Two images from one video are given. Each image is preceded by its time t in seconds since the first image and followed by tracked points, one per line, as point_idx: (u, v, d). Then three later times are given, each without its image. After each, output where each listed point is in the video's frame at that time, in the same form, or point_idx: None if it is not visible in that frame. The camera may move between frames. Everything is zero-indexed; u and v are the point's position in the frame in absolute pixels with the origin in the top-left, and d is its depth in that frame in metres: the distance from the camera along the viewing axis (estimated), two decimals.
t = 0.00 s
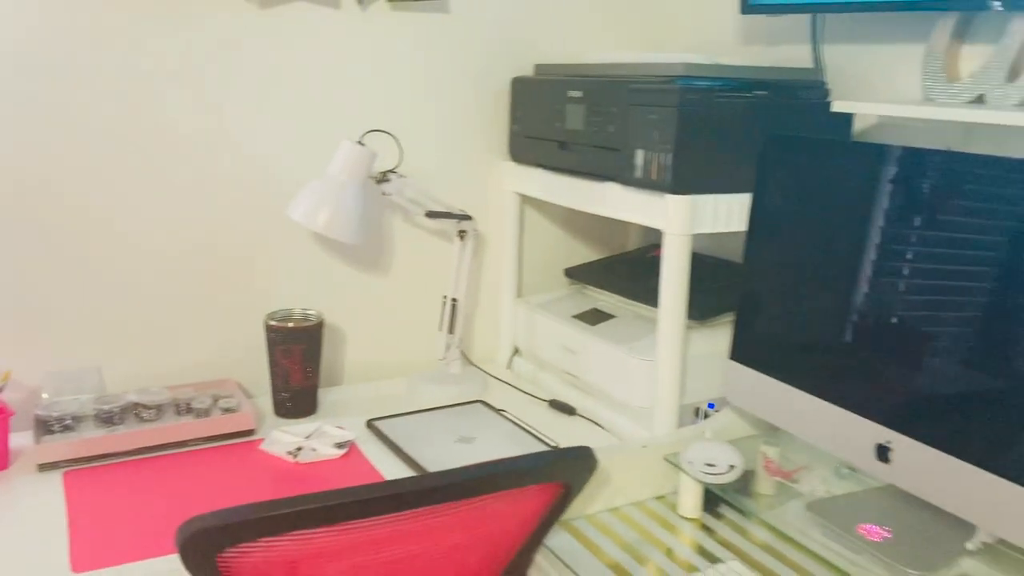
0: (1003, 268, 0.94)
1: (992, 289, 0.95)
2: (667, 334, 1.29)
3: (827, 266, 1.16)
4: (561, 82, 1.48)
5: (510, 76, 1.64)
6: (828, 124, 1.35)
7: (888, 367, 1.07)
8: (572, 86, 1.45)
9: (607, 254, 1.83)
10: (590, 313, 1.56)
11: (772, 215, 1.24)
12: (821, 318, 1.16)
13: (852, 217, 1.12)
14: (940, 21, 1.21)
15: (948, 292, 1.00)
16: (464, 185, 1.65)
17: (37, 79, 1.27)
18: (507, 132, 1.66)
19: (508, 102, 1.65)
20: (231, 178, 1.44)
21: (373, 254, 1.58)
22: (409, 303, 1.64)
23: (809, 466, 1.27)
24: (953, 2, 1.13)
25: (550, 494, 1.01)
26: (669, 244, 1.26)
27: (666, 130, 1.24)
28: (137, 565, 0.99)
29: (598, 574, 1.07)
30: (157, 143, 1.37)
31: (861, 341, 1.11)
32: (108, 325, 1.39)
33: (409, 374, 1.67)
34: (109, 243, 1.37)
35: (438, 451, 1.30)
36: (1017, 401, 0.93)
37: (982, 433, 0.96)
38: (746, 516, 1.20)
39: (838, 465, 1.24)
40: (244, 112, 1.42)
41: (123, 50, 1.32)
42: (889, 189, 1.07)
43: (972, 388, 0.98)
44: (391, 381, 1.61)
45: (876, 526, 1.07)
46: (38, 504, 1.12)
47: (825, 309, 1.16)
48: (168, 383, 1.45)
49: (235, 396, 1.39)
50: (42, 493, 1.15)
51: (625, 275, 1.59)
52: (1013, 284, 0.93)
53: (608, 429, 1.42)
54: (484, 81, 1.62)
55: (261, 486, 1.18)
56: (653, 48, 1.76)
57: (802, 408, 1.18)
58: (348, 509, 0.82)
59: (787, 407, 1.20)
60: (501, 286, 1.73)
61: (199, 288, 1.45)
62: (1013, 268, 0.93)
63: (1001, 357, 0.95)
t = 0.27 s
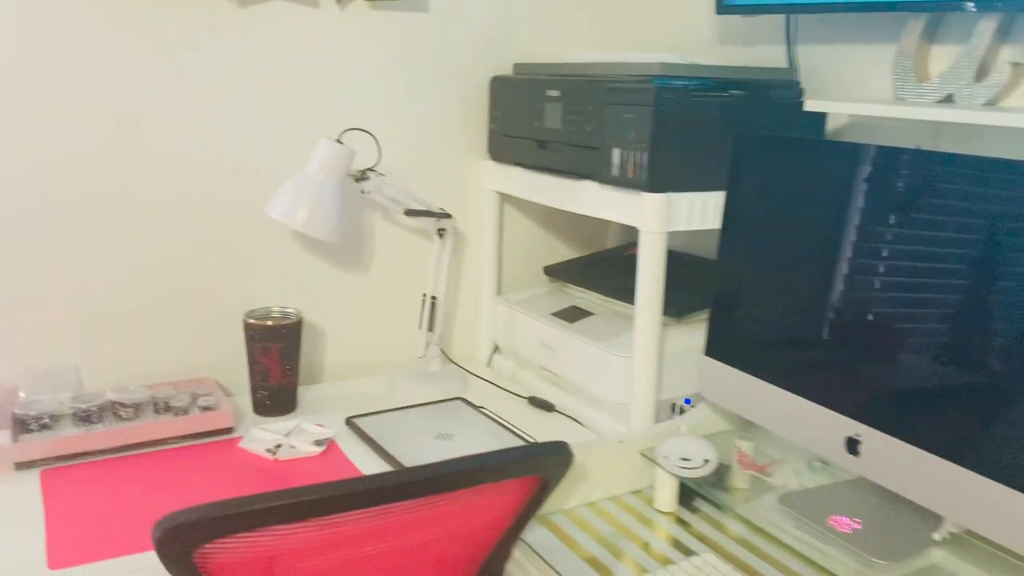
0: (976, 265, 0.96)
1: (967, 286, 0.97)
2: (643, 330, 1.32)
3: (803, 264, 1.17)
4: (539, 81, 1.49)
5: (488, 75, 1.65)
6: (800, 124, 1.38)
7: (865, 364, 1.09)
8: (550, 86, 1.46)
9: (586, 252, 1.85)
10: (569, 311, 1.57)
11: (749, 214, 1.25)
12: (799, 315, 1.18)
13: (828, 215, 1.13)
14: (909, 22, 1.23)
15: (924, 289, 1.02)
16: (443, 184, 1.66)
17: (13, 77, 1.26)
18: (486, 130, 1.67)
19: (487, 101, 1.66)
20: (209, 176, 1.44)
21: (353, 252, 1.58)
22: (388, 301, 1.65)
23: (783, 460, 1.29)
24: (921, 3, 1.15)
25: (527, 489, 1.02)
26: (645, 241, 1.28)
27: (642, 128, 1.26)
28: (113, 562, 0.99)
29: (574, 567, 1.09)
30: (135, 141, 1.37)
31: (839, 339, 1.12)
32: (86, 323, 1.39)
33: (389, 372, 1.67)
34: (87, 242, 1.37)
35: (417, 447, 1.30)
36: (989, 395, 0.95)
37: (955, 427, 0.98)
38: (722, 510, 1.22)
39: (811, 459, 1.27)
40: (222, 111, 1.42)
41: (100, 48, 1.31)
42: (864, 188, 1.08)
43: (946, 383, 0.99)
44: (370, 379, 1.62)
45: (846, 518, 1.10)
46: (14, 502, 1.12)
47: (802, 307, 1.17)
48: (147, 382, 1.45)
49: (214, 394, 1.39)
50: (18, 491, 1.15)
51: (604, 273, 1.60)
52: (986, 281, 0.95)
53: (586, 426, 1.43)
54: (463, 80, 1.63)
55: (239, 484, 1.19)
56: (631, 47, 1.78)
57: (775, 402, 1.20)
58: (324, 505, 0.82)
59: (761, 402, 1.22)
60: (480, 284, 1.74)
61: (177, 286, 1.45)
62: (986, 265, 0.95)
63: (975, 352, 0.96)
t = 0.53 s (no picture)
0: (950, 262, 0.98)
1: (941, 283, 0.99)
2: (621, 326, 1.33)
3: (779, 261, 1.19)
4: (518, 80, 1.50)
5: (469, 74, 1.66)
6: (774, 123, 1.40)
7: (840, 359, 1.10)
8: (528, 84, 1.47)
9: (567, 250, 1.86)
10: (548, 308, 1.58)
11: (725, 212, 1.27)
12: (775, 312, 1.19)
13: (804, 213, 1.15)
14: (881, 22, 1.25)
15: (898, 286, 1.03)
16: (424, 182, 1.66)
17: None
18: (466, 128, 1.68)
19: (467, 100, 1.67)
20: (189, 174, 1.44)
21: (333, 250, 1.59)
22: (369, 299, 1.65)
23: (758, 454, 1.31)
24: (890, 4, 1.17)
25: (504, 483, 1.03)
26: (622, 238, 1.30)
27: (618, 126, 1.27)
28: (91, 558, 0.99)
29: (551, 560, 1.10)
30: (113, 139, 1.37)
31: (814, 334, 1.14)
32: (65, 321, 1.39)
33: (370, 369, 1.68)
34: (66, 240, 1.36)
35: (397, 443, 1.31)
36: (961, 389, 0.97)
37: (928, 421, 1.00)
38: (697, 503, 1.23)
39: (785, 453, 1.29)
40: (202, 108, 1.42)
41: (79, 45, 1.31)
42: (841, 186, 1.09)
43: (920, 378, 1.01)
44: (351, 376, 1.62)
45: (818, 510, 1.12)
46: None
47: (778, 303, 1.19)
48: (126, 380, 1.45)
49: (193, 392, 1.40)
50: None
51: (584, 271, 1.61)
52: (960, 278, 0.97)
53: (565, 421, 1.45)
54: (444, 79, 1.64)
55: (219, 481, 1.19)
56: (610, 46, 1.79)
57: (749, 396, 1.22)
58: (303, 499, 0.83)
59: (736, 396, 1.24)
60: (461, 282, 1.74)
61: (157, 284, 1.45)
62: (960, 262, 0.97)
63: (948, 347, 0.98)
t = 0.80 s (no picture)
0: (924, 260, 0.97)
1: (915, 281, 0.99)
2: (598, 321, 1.35)
3: (756, 258, 1.20)
4: (497, 77, 1.51)
5: (449, 71, 1.67)
6: (749, 121, 1.42)
7: (816, 356, 1.11)
8: (507, 82, 1.48)
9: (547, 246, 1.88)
10: (528, 304, 1.59)
11: (703, 209, 1.28)
12: (754, 309, 1.20)
13: (781, 211, 1.16)
14: (853, 22, 1.27)
15: (874, 284, 1.04)
16: (405, 179, 1.67)
17: None
18: (447, 126, 1.69)
19: (448, 97, 1.68)
20: (168, 171, 1.44)
21: (313, 247, 1.59)
22: (350, 295, 1.66)
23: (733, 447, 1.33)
24: (862, 3, 1.18)
25: (482, 477, 1.05)
26: (600, 235, 1.31)
27: (596, 124, 1.29)
28: (69, 554, 1.00)
29: (529, 553, 1.11)
30: (92, 136, 1.37)
31: (792, 332, 1.15)
32: (43, 318, 1.38)
33: (351, 365, 1.69)
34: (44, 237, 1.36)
35: (376, 439, 1.32)
36: (933, 387, 0.97)
37: (901, 418, 1.00)
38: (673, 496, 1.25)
39: (760, 446, 1.31)
40: (181, 105, 1.42)
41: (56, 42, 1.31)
42: (818, 183, 1.10)
43: (894, 375, 1.01)
44: (332, 373, 1.63)
45: (790, 501, 1.14)
46: None
47: (757, 300, 1.20)
48: (106, 377, 1.45)
49: (173, 388, 1.40)
50: None
51: (563, 267, 1.62)
52: (933, 276, 0.96)
53: (544, 416, 1.46)
54: (424, 76, 1.64)
55: (198, 477, 1.19)
56: (590, 44, 1.80)
57: (724, 391, 1.23)
58: (280, 492, 0.84)
59: (711, 391, 1.25)
60: (442, 278, 1.75)
61: (136, 281, 1.45)
62: (933, 261, 0.96)
63: (921, 345, 0.98)
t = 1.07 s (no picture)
0: (902, 256, 0.98)
1: (893, 278, 0.99)
2: (578, 316, 1.36)
3: (735, 254, 1.21)
4: (478, 75, 1.51)
5: (430, 69, 1.67)
6: (727, 118, 1.44)
7: (795, 352, 1.12)
8: (487, 79, 1.49)
9: (529, 243, 1.89)
10: (509, 300, 1.60)
11: (683, 205, 1.29)
12: (733, 306, 1.21)
13: (760, 208, 1.17)
14: (828, 21, 1.29)
15: (853, 280, 1.04)
16: (386, 176, 1.68)
17: None
18: (428, 123, 1.70)
19: (429, 94, 1.68)
20: (148, 168, 1.44)
21: (294, 244, 1.60)
22: (331, 292, 1.66)
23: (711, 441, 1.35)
24: (837, 3, 1.20)
25: (462, 470, 1.05)
26: (579, 231, 1.33)
27: (575, 121, 1.31)
28: (48, 549, 1.00)
29: (509, 547, 1.12)
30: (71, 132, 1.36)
31: (770, 328, 1.15)
32: (22, 314, 1.38)
33: (333, 362, 1.69)
34: (22, 233, 1.36)
35: (357, 434, 1.33)
36: (910, 381, 0.97)
37: (879, 412, 1.01)
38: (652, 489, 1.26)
39: (737, 439, 1.32)
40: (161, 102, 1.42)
41: (34, 38, 1.30)
42: (797, 182, 1.11)
43: (872, 371, 1.02)
44: (314, 369, 1.63)
45: (764, 492, 1.16)
46: None
47: (737, 297, 1.21)
48: (86, 374, 1.45)
49: (154, 385, 1.40)
50: None
51: (544, 263, 1.64)
52: (911, 272, 0.97)
53: (525, 411, 1.47)
54: (406, 73, 1.65)
55: (179, 472, 1.20)
56: (571, 42, 1.81)
57: (702, 385, 1.25)
58: (260, 485, 0.85)
59: (688, 384, 1.27)
60: (424, 275, 1.76)
61: (116, 278, 1.45)
62: (911, 257, 0.97)
63: (899, 340, 0.99)
